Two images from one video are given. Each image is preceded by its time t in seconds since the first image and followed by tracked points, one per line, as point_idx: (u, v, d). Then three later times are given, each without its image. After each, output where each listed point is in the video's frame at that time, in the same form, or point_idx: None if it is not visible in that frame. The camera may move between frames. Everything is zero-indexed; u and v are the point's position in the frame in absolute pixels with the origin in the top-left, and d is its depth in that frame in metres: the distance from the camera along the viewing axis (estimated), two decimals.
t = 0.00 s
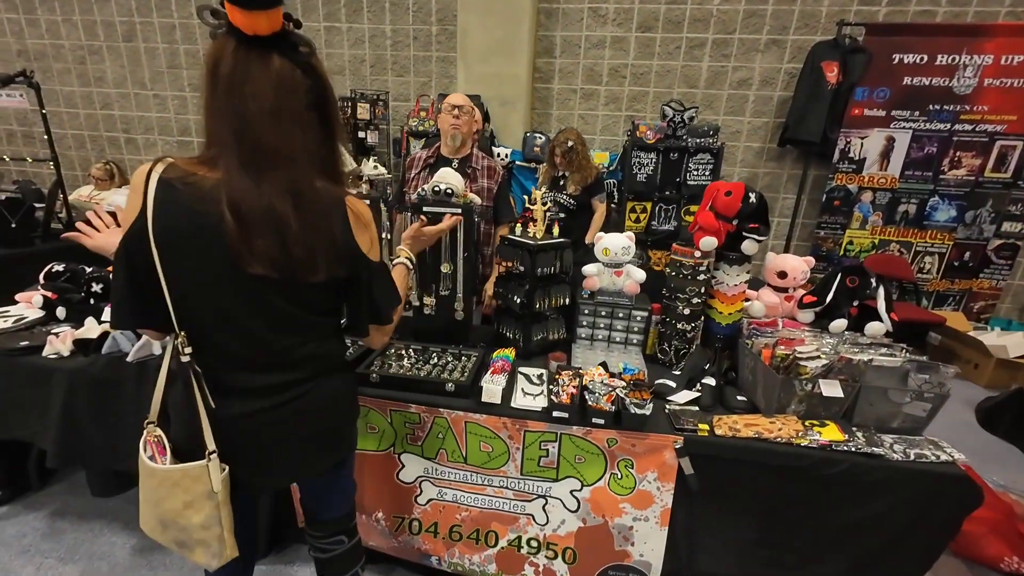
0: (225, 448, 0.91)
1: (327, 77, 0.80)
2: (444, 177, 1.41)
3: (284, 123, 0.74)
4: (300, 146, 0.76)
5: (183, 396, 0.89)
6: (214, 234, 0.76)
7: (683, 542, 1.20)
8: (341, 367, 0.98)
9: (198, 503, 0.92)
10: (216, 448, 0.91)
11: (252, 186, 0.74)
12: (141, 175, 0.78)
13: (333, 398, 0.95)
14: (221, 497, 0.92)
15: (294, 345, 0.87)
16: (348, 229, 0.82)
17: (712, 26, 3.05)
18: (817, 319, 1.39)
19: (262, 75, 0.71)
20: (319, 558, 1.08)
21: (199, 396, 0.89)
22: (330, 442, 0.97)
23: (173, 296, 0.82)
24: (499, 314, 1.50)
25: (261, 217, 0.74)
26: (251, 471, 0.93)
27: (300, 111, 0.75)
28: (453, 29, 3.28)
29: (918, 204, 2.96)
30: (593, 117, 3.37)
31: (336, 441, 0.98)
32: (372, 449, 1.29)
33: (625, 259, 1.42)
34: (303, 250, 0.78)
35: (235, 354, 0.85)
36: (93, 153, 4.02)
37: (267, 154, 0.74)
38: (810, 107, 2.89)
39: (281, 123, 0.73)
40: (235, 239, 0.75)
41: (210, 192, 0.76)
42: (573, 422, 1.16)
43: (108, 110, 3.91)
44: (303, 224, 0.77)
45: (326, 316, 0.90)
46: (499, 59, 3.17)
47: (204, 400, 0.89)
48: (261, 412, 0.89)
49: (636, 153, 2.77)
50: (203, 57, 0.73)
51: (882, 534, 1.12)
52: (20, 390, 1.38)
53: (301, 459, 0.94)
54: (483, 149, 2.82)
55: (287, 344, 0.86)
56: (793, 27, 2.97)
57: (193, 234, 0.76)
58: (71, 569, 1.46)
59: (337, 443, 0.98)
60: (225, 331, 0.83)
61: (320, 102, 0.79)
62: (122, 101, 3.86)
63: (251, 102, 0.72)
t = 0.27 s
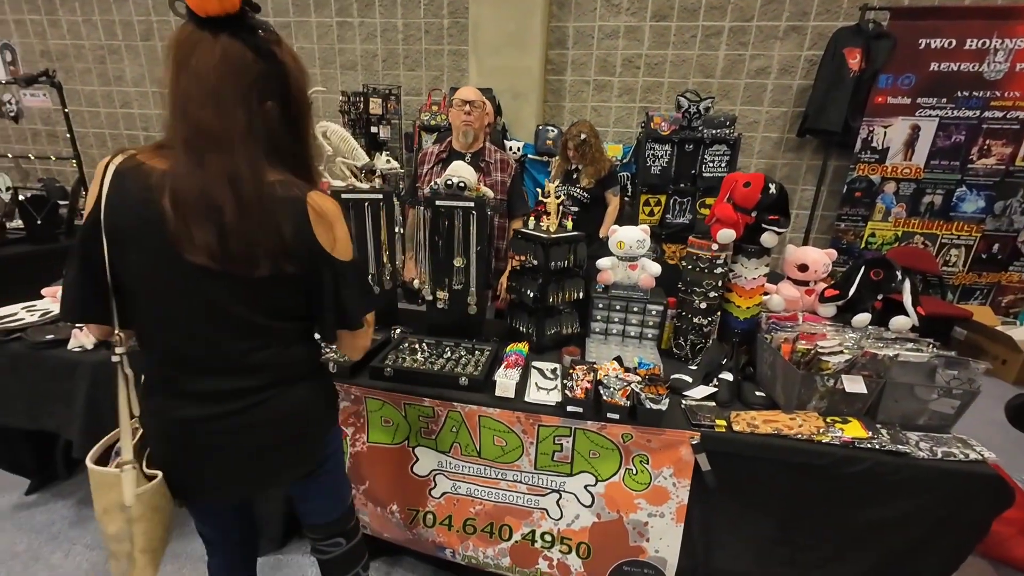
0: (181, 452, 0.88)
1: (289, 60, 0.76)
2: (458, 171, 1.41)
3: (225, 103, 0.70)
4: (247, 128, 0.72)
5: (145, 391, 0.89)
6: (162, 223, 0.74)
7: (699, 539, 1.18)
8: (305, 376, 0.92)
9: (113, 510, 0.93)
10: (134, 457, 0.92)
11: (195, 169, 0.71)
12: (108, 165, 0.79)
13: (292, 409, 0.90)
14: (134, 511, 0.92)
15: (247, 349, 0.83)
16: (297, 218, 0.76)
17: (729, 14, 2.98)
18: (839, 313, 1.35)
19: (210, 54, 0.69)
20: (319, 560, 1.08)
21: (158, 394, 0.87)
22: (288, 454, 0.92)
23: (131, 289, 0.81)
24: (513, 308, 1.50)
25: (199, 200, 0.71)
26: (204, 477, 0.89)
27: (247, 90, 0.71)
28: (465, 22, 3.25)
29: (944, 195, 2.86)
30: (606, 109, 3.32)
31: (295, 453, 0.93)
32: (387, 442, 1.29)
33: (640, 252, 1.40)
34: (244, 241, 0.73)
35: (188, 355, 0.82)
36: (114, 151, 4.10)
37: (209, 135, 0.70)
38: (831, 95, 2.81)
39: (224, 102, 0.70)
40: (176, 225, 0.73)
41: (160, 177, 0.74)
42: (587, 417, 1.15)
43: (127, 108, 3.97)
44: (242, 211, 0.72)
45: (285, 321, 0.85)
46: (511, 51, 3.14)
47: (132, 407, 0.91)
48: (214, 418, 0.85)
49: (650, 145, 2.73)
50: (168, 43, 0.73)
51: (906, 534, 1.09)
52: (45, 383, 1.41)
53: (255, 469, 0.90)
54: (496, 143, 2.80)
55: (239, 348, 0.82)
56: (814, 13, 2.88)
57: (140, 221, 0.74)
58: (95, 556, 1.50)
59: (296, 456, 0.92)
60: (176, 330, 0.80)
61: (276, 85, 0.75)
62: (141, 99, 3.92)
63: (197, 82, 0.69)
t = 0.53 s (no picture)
0: (170, 452, 0.89)
1: (271, 45, 0.73)
2: (473, 166, 1.40)
3: (186, 80, 0.68)
4: (207, 107, 0.69)
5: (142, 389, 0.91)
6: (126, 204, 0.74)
7: (720, 536, 1.17)
8: (290, 382, 0.89)
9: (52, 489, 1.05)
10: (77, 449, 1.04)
11: (155, 147, 0.70)
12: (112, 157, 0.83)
13: (275, 415, 0.88)
14: (61, 501, 1.04)
15: (224, 351, 0.81)
16: (242, 201, 0.70)
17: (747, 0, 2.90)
18: (866, 308, 1.32)
19: (184, 35, 0.69)
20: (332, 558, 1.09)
21: (150, 392, 0.88)
22: (274, 460, 0.90)
23: (121, 286, 0.83)
24: (529, 303, 1.49)
25: (151, 177, 0.70)
26: (192, 478, 0.89)
27: (211, 69, 0.69)
28: (476, 14, 3.22)
29: (971, 184, 2.75)
30: (620, 100, 3.27)
31: (280, 459, 0.90)
32: (404, 437, 1.30)
33: (658, 246, 1.38)
34: (185, 221, 0.69)
35: (171, 355, 0.82)
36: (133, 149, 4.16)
37: (172, 114, 0.69)
38: (853, 83, 2.73)
39: (186, 79, 0.68)
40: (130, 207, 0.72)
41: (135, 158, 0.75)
42: (606, 413, 1.13)
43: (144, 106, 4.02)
44: (186, 190, 0.69)
45: (261, 323, 0.81)
46: (523, 43, 3.10)
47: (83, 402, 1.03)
48: (198, 420, 0.85)
49: (665, 137, 2.69)
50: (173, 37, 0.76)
51: (935, 533, 1.06)
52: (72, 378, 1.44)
53: (241, 473, 0.89)
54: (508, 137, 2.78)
55: (217, 351, 0.80)
56: None
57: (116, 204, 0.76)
58: (122, 546, 1.54)
59: (280, 463, 0.90)
60: (159, 329, 0.81)
61: (250, 69, 0.71)
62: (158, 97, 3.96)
63: (170, 63, 0.70)
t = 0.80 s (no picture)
0: (186, 458, 0.90)
1: (298, 41, 0.69)
2: (486, 165, 1.37)
3: (206, 77, 0.67)
4: (224, 107, 0.68)
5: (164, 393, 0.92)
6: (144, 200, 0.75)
7: (743, 543, 1.14)
8: (299, 397, 0.86)
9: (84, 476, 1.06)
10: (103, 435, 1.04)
11: (175, 145, 0.70)
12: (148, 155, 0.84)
13: (282, 429, 0.85)
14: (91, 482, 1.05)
15: (232, 361, 0.79)
16: (250, 206, 0.68)
17: None
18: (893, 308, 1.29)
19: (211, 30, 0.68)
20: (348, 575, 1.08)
21: (169, 397, 0.89)
22: (282, 474, 0.88)
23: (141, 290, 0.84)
24: (544, 304, 1.46)
25: (166, 175, 0.70)
26: (205, 485, 0.90)
27: (230, 66, 0.66)
28: (484, 11, 3.19)
29: (993, 178, 2.66)
30: (629, 96, 3.23)
31: (287, 473, 0.88)
32: (419, 441, 1.28)
33: (676, 245, 1.35)
34: (194, 223, 0.68)
35: (184, 362, 0.82)
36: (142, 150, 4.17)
37: (194, 112, 0.69)
38: (870, 76, 2.66)
39: (206, 77, 0.67)
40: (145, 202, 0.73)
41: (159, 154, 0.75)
42: (626, 418, 1.11)
43: (153, 107, 4.03)
44: (194, 191, 0.68)
45: (267, 333, 0.79)
46: (531, 40, 3.07)
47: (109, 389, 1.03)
48: (208, 428, 0.84)
49: (676, 133, 2.64)
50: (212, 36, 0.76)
51: (968, 542, 1.03)
52: (87, 380, 1.44)
53: (249, 485, 0.87)
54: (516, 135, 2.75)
55: (225, 360, 0.79)
56: None
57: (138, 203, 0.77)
58: (137, 548, 1.54)
59: (287, 478, 0.88)
60: (172, 335, 0.81)
61: (274, 66, 0.68)
62: (167, 98, 3.96)
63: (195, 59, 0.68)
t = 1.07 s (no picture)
0: (234, 467, 0.92)
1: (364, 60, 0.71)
2: (493, 171, 1.37)
3: (278, 89, 0.69)
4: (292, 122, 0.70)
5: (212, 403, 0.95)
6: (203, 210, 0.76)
7: (756, 552, 1.13)
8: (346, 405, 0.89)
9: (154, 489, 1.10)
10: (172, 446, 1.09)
11: (240, 154, 0.72)
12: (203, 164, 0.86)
13: (332, 436, 0.88)
14: (162, 494, 1.08)
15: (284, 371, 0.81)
16: (314, 218, 0.70)
17: None
18: (903, 313, 1.28)
19: (283, 43, 0.70)
20: None
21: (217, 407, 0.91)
22: (329, 482, 0.90)
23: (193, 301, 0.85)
24: (551, 311, 1.45)
25: (230, 183, 0.71)
26: (252, 493, 0.92)
27: (302, 80, 0.69)
28: (485, 16, 3.19)
29: (993, 181, 2.66)
30: (631, 101, 3.23)
31: (333, 481, 0.91)
32: (428, 450, 1.27)
33: (684, 251, 1.34)
34: (257, 233, 0.70)
35: (237, 373, 0.84)
36: (142, 155, 4.16)
37: (262, 122, 0.71)
38: (871, 79, 2.67)
39: (278, 89, 0.69)
40: (207, 212, 0.75)
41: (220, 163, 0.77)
42: (638, 426, 1.10)
43: (154, 112, 4.02)
44: (259, 202, 0.69)
45: (319, 343, 0.81)
46: (533, 44, 3.07)
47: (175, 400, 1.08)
48: (259, 438, 0.87)
49: (678, 137, 2.64)
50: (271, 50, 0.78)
51: (984, 551, 1.02)
52: (91, 389, 1.43)
53: (297, 493, 0.90)
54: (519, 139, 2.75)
55: (278, 370, 0.81)
56: None
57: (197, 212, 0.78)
58: (140, 559, 1.52)
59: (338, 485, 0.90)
60: (226, 346, 0.83)
61: (341, 82, 0.70)
62: (167, 103, 3.95)
63: (265, 72, 0.71)
